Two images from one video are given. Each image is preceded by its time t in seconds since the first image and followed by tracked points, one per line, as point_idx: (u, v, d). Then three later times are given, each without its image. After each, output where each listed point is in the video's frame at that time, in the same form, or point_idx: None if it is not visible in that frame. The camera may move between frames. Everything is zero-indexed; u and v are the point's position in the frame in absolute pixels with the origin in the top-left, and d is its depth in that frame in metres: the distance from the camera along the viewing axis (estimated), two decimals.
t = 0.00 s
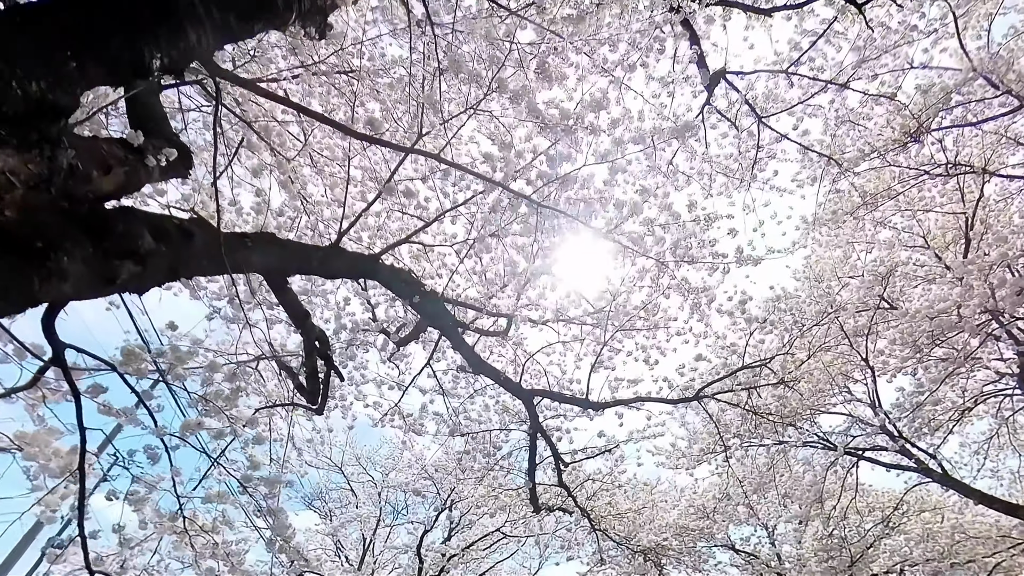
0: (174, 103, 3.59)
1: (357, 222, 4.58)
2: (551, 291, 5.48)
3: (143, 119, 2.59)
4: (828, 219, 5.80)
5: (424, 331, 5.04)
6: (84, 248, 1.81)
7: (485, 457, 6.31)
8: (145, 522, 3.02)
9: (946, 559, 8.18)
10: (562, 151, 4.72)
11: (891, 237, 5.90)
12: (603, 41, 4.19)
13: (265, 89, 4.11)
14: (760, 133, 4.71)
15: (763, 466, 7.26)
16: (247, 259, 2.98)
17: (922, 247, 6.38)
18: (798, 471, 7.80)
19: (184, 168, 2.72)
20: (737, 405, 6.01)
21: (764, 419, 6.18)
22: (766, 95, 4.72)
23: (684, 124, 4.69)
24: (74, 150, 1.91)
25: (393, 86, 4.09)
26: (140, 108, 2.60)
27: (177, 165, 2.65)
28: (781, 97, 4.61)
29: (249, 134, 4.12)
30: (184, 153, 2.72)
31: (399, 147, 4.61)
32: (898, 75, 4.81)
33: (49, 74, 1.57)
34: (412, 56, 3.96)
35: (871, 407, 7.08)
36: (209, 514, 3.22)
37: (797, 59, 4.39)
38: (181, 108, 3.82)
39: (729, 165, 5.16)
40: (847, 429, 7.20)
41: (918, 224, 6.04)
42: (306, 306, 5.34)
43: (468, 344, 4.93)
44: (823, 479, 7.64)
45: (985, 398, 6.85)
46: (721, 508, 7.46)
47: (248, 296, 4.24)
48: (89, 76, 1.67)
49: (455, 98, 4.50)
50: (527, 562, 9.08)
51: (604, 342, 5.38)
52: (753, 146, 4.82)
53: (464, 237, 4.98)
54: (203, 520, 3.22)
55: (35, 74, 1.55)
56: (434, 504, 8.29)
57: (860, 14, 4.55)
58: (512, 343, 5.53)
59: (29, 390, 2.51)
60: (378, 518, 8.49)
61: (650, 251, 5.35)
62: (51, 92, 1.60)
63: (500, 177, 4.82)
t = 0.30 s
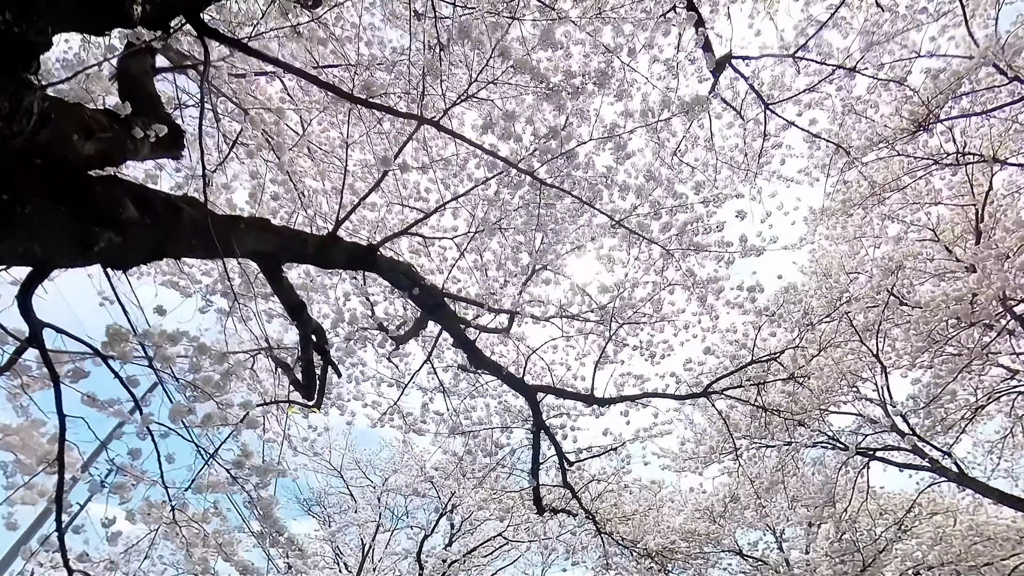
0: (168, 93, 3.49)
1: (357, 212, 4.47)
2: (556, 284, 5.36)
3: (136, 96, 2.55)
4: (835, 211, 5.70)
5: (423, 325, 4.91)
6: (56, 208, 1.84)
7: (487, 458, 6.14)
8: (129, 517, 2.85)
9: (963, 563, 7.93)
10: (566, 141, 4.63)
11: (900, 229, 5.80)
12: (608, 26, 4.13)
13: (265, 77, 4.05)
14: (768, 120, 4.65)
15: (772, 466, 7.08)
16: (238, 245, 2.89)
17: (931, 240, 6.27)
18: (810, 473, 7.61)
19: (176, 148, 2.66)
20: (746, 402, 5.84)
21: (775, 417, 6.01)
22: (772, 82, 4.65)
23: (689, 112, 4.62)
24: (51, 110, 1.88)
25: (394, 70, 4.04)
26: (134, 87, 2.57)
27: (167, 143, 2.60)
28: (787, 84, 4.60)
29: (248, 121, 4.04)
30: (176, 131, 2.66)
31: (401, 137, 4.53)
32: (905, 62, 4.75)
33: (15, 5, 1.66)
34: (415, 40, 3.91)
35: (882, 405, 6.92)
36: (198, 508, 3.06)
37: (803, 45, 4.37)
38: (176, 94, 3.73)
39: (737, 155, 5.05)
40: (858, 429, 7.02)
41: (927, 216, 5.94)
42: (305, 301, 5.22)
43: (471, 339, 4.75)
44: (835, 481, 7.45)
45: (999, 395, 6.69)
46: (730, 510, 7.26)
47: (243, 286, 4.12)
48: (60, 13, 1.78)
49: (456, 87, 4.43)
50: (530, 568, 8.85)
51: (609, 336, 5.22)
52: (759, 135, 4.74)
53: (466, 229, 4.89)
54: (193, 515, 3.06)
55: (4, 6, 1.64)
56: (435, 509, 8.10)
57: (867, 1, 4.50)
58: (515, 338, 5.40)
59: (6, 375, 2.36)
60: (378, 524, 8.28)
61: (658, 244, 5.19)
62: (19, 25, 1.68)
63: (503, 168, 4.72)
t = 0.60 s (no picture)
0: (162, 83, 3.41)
1: (355, 200, 4.37)
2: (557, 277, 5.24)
3: (127, 71, 2.48)
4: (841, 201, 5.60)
5: (423, 318, 4.78)
6: (28, 158, 1.81)
7: (488, 457, 5.98)
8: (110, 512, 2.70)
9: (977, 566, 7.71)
10: (567, 128, 4.55)
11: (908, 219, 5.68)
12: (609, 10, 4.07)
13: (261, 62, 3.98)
14: (773, 107, 4.58)
15: (780, 465, 6.90)
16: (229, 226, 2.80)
17: (939, 232, 6.16)
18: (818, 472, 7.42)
19: (166, 124, 2.60)
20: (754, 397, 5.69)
21: (783, 413, 5.86)
22: (776, 69, 4.58)
23: (693, 97, 4.53)
24: (27, 60, 1.81)
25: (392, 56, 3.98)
26: (126, 63, 2.51)
27: (157, 119, 2.53)
28: (792, 70, 4.52)
29: (243, 107, 3.95)
30: (166, 108, 2.59)
31: (399, 124, 4.45)
32: (911, 47, 4.68)
33: None
34: (414, 24, 3.84)
35: (892, 401, 6.76)
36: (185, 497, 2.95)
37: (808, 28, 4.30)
38: (171, 81, 3.67)
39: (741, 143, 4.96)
40: (868, 426, 6.85)
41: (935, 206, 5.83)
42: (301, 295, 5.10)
43: (471, 330, 4.62)
44: (844, 481, 7.25)
45: (1011, 390, 6.53)
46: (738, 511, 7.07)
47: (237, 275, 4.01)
48: None
49: (456, 74, 4.35)
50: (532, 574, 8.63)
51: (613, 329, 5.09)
52: (764, 121, 4.65)
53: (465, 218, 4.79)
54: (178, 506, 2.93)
55: None
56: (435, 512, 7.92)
57: None
58: (516, 332, 5.27)
59: None
60: (376, 528, 8.08)
61: (661, 234, 5.08)
62: None
63: (503, 156, 4.63)
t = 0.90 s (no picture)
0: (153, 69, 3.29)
1: (351, 191, 4.22)
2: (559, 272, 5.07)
3: (108, 45, 2.38)
4: (850, 194, 5.46)
5: (422, 313, 4.62)
6: None
7: (490, 460, 5.75)
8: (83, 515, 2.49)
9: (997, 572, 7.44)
10: (570, 117, 4.40)
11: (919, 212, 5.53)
12: None
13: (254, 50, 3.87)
14: (780, 94, 4.44)
15: (791, 467, 6.68)
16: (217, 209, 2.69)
17: (950, 225, 6.01)
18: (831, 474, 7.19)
19: (152, 103, 2.49)
20: (764, 396, 5.50)
21: (795, 412, 5.64)
22: (784, 56, 4.46)
23: (697, 87, 4.42)
24: None
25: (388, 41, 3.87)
26: (107, 37, 2.40)
27: (141, 95, 2.43)
28: (800, 56, 4.40)
29: (234, 95, 3.83)
30: (151, 83, 2.49)
31: (396, 114, 4.31)
32: (922, 33, 4.55)
33: None
34: (409, 7, 3.72)
35: (906, 400, 6.54)
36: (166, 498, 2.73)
37: (815, 12, 4.19)
38: (161, 66, 3.54)
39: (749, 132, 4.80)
40: (882, 426, 6.63)
41: (947, 199, 5.67)
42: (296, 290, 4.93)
43: (471, 326, 4.45)
44: (858, 482, 7.00)
45: None
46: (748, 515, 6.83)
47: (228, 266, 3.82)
48: None
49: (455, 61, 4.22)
50: None
51: (618, 325, 4.88)
52: (773, 109, 4.51)
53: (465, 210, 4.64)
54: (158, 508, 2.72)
55: None
56: (434, 518, 7.70)
57: None
58: (519, 329, 5.10)
59: None
60: (375, 535, 7.85)
61: (667, 226, 4.91)
62: None
63: (504, 145, 4.48)
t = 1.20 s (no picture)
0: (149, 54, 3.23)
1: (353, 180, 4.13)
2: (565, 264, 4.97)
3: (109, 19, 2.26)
4: (859, 184, 5.38)
5: (425, 304, 4.51)
6: None
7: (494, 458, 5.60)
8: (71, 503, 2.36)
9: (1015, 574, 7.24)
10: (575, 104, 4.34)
11: (929, 201, 5.44)
12: None
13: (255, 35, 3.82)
14: (789, 80, 4.38)
15: (802, 466, 6.52)
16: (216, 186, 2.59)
17: (961, 216, 5.92)
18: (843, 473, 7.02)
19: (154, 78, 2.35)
20: (776, 390, 5.37)
21: (807, 407, 5.50)
22: (791, 42, 4.40)
23: (704, 75, 4.36)
24: None
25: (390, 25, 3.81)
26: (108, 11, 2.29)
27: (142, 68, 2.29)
28: (807, 42, 4.35)
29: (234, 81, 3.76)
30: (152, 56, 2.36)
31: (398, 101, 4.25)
32: (930, 18, 4.50)
33: None
34: None
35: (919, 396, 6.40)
36: (157, 487, 2.59)
37: None
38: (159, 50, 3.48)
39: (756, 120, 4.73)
40: (894, 422, 6.48)
41: (956, 188, 5.59)
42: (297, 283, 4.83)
43: (475, 317, 4.33)
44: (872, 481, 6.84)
45: None
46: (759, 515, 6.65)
47: (226, 255, 3.75)
48: None
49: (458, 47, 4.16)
50: None
51: (626, 316, 4.76)
52: (781, 96, 4.45)
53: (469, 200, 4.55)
54: (150, 496, 2.60)
55: None
56: (437, 521, 7.52)
57: None
58: (524, 322, 4.98)
59: None
60: (376, 540, 7.66)
61: (674, 216, 4.82)
62: None
63: (509, 133, 4.40)
